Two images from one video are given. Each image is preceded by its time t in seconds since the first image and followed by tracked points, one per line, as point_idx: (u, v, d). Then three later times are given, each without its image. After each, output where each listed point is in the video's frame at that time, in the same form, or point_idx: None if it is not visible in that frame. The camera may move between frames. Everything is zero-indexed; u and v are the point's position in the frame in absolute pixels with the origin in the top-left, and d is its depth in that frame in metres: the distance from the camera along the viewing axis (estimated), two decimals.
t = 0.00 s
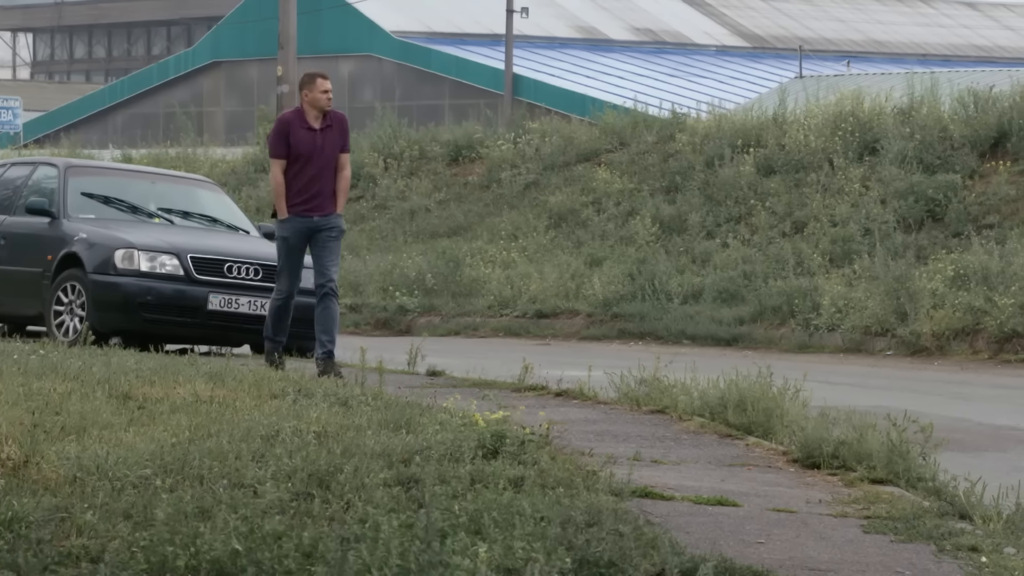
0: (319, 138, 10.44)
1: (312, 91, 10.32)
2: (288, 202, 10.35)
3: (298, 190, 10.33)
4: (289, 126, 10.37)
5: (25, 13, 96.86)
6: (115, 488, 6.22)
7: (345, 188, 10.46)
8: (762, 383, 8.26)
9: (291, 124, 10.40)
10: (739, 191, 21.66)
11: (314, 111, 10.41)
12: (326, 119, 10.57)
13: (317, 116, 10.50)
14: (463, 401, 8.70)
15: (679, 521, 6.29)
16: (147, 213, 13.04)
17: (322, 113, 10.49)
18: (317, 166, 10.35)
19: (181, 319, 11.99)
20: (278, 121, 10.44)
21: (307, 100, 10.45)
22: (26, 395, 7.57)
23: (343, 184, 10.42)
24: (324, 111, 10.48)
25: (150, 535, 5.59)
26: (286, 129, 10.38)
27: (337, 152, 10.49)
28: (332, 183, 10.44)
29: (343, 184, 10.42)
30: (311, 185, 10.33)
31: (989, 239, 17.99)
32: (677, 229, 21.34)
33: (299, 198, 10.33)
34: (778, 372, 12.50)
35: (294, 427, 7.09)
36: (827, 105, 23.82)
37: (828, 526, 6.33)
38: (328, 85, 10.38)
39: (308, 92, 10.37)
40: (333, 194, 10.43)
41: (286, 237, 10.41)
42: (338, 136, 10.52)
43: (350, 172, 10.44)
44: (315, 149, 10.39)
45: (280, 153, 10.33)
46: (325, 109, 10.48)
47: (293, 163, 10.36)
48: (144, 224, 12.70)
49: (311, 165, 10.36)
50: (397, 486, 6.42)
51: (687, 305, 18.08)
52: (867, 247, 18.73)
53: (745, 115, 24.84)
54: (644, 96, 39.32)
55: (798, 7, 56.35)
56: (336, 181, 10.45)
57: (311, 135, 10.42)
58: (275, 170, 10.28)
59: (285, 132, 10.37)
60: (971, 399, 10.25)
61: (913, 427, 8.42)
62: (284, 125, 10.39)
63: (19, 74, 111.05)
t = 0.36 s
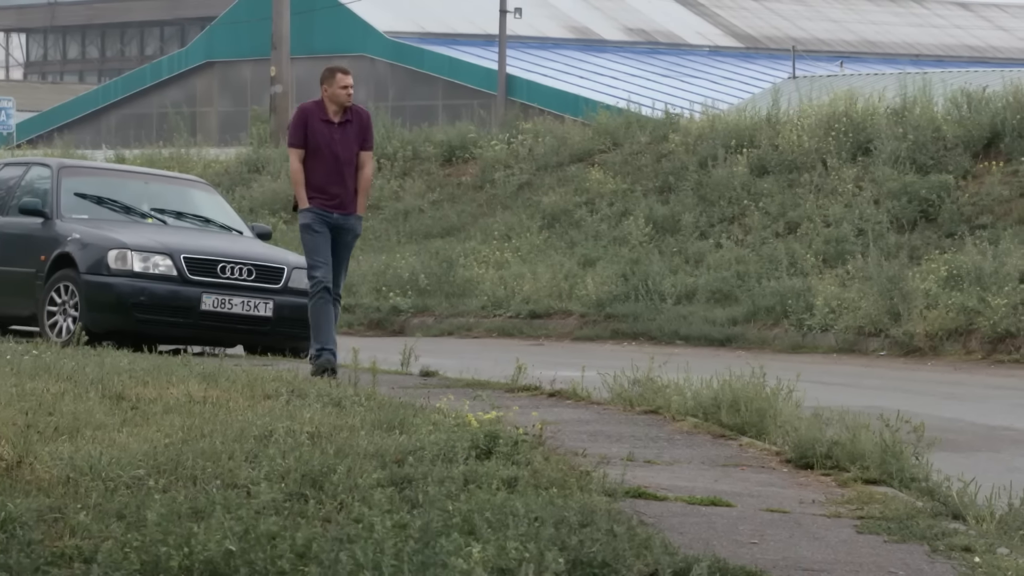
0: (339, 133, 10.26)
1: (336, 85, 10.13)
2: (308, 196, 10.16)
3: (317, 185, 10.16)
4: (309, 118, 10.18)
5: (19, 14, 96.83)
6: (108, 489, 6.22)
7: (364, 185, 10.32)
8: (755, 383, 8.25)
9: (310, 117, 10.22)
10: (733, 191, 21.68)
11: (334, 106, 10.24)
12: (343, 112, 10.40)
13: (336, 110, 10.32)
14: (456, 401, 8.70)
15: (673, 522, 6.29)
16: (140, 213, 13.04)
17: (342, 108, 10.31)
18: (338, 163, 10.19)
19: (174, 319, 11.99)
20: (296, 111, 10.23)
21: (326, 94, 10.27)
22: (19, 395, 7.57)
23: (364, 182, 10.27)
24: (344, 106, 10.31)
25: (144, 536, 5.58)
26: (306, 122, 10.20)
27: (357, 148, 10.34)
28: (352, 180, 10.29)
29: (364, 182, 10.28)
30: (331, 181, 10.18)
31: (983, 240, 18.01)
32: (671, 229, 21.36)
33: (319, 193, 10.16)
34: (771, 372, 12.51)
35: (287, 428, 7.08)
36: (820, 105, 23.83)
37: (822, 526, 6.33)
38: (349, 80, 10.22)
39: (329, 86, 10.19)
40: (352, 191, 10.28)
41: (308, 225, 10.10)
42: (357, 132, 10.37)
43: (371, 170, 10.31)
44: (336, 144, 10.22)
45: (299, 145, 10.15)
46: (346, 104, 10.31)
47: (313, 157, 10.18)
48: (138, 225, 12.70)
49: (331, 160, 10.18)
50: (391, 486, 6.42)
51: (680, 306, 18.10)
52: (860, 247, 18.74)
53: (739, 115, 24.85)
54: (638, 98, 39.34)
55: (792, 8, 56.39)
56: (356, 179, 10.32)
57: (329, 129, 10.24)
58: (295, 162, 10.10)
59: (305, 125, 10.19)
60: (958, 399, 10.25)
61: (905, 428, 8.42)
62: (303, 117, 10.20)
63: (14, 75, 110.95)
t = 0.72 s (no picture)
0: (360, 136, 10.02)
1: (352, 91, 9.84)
2: (336, 201, 9.92)
3: (345, 189, 9.93)
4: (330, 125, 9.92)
5: (13, 14, 96.79)
6: (103, 490, 6.21)
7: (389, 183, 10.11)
8: (751, 383, 8.25)
9: (330, 122, 9.95)
10: (728, 191, 21.69)
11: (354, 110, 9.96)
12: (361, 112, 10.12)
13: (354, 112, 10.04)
14: (452, 402, 8.70)
15: (668, 522, 6.30)
16: (135, 214, 13.05)
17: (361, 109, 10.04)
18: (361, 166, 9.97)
19: (169, 320, 11.98)
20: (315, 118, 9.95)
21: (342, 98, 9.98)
22: (15, 396, 7.57)
23: (389, 180, 10.07)
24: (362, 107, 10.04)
25: (139, 536, 5.58)
26: (326, 128, 9.93)
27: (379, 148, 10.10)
28: (376, 179, 10.07)
29: (389, 180, 10.07)
30: (358, 185, 9.95)
31: (977, 240, 18.02)
32: (666, 229, 21.37)
33: (347, 198, 9.93)
34: (766, 372, 12.52)
35: (283, 428, 7.07)
36: (816, 106, 23.83)
37: (818, 526, 6.34)
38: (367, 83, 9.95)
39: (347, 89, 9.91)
40: (378, 191, 10.07)
41: (338, 233, 9.87)
42: (377, 131, 10.12)
43: (394, 167, 10.10)
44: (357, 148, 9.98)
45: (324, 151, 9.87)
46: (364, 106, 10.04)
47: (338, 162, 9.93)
48: (133, 225, 12.69)
49: (355, 164, 9.97)
50: (385, 487, 6.43)
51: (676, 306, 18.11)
52: (856, 247, 18.75)
53: (734, 116, 24.86)
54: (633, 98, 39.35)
55: (787, 8, 56.39)
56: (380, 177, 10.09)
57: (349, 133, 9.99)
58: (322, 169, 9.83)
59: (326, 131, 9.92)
60: (953, 399, 10.27)
61: (901, 429, 8.43)
62: (322, 123, 9.93)
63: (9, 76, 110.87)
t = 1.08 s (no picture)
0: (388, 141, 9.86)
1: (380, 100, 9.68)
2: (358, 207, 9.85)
3: (369, 195, 9.85)
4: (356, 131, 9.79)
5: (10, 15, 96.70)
6: (100, 491, 6.21)
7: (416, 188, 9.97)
8: (748, 384, 8.24)
9: (358, 127, 9.81)
10: (724, 192, 21.69)
11: (382, 117, 9.79)
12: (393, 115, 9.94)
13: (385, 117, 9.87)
14: (448, 403, 8.70)
15: (664, 523, 6.30)
16: (131, 215, 13.06)
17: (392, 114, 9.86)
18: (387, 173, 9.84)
19: (165, 320, 11.97)
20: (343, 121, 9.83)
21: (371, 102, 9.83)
22: (12, 396, 7.57)
23: (417, 186, 9.93)
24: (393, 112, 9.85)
25: (134, 537, 5.58)
26: (352, 132, 9.80)
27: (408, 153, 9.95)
28: (403, 184, 9.93)
29: (417, 186, 9.93)
30: (382, 192, 9.84)
31: (973, 241, 18.03)
32: (662, 230, 21.38)
33: (369, 204, 9.85)
34: (762, 373, 12.51)
35: (279, 429, 7.06)
36: (812, 107, 23.82)
37: (814, 527, 6.33)
38: (397, 90, 9.76)
39: (376, 97, 9.75)
40: (404, 194, 9.95)
41: (356, 241, 9.86)
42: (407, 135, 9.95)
43: (422, 172, 9.95)
44: (384, 154, 9.83)
45: (347, 157, 9.77)
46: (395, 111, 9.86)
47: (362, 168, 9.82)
48: (128, 226, 12.70)
49: (380, 170, 9.84)
50: (382, 488, 6.43)
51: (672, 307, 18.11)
52: (851, 248, 18.75)
53: (730, 116, 24.85)
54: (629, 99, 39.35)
55: (784, 9, 56.40)
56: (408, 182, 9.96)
57: (377, 138, 9.84)
58: (344, 175, 9.74)
59: (351, 136, 9.79)
60: (949, 399, 10.28)
61: (898, 429, 8.42)
62: (349, 128, 9.80)
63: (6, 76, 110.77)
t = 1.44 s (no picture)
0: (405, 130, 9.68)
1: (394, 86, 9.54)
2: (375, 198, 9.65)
3: (386, 185, 9.65)
4: (371, 118, 9.67)
5: None
6: (88, 492, 6.20)
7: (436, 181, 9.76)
8: (737, 385, 8.22)
9: (374, 115, 9.68)
10: (713, 193, 21.70)
11: (399, 107, 9.65)
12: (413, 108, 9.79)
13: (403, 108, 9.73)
14: (439, 404, 8.68)
15: (652, 524, 6.30)
16: (120, 216, 13.05)
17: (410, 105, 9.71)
18: (404, 162, 9.66)
19: (154, 321, 11.97)
20: (359, 110, 9.72)
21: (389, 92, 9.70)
22: None
23: (436, 177, 9.71)
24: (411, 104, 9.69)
25: (123, 538, 5.57)
26: (369, 121, 9.68)
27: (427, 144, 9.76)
28: (422, 178, 9.74)
29: (436, 178, 9.71)
30: (399, 181, 9.65)
31: (961, 243, 18.04)
32: (651, 231, 21.39)
33: (386, 193, 9.64)
34: (752, 375, 12.50)
35: (268, 431, 7.05)
36: (800, 108, 23.83)
37: (802, 528, 6.34)
38: (414, 78, 9.61)
39: (392, 85, 9.62)
40: (424, 188, 9.75)
41: (375, 228, 9.57)
42: (426, 128, 9.77)
43: (442, 165, 9.74)
44: (400, 143, 9.65)
45: (363, 144, 9.62)
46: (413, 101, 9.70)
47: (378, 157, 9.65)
48: (118, 227, 12.68)
49: (397, 159, 9.65)
50: (370, 489, 6.43)
51: (661, 308, 18.11)
52: (841, 249, 18.76)
53: (719, 118, 24.85)
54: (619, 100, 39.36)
55: (773, 10, 56.42)
56: (427, 176, 9.76)
57: (394, 128, 9.69)
58: (358, 162, 9.58)
59: (366, 124, 9.67)
60: (933, 400, 10.30)
61: (888, 430, 8.41)
62: (365, 116, 9.68)
63: None
